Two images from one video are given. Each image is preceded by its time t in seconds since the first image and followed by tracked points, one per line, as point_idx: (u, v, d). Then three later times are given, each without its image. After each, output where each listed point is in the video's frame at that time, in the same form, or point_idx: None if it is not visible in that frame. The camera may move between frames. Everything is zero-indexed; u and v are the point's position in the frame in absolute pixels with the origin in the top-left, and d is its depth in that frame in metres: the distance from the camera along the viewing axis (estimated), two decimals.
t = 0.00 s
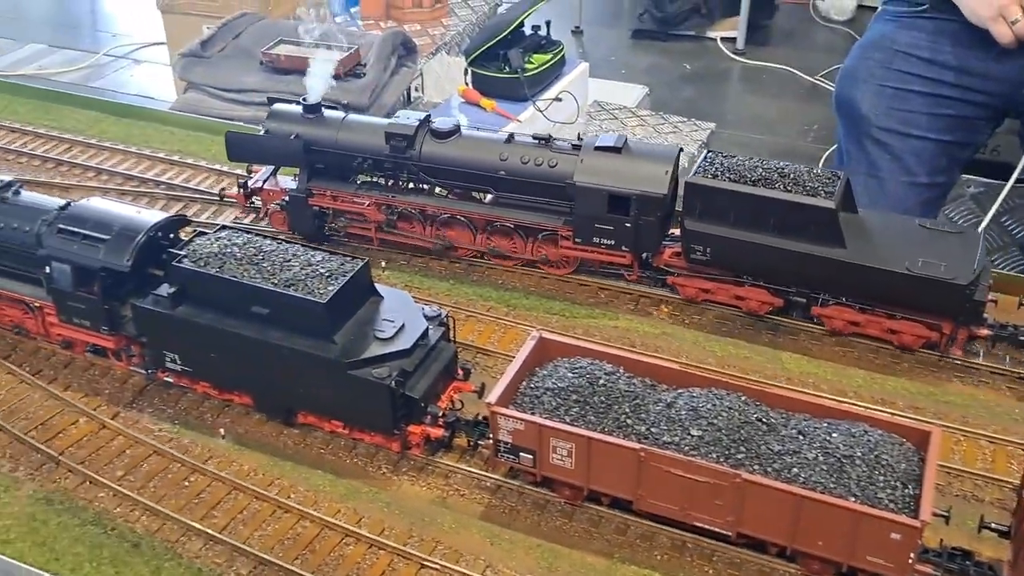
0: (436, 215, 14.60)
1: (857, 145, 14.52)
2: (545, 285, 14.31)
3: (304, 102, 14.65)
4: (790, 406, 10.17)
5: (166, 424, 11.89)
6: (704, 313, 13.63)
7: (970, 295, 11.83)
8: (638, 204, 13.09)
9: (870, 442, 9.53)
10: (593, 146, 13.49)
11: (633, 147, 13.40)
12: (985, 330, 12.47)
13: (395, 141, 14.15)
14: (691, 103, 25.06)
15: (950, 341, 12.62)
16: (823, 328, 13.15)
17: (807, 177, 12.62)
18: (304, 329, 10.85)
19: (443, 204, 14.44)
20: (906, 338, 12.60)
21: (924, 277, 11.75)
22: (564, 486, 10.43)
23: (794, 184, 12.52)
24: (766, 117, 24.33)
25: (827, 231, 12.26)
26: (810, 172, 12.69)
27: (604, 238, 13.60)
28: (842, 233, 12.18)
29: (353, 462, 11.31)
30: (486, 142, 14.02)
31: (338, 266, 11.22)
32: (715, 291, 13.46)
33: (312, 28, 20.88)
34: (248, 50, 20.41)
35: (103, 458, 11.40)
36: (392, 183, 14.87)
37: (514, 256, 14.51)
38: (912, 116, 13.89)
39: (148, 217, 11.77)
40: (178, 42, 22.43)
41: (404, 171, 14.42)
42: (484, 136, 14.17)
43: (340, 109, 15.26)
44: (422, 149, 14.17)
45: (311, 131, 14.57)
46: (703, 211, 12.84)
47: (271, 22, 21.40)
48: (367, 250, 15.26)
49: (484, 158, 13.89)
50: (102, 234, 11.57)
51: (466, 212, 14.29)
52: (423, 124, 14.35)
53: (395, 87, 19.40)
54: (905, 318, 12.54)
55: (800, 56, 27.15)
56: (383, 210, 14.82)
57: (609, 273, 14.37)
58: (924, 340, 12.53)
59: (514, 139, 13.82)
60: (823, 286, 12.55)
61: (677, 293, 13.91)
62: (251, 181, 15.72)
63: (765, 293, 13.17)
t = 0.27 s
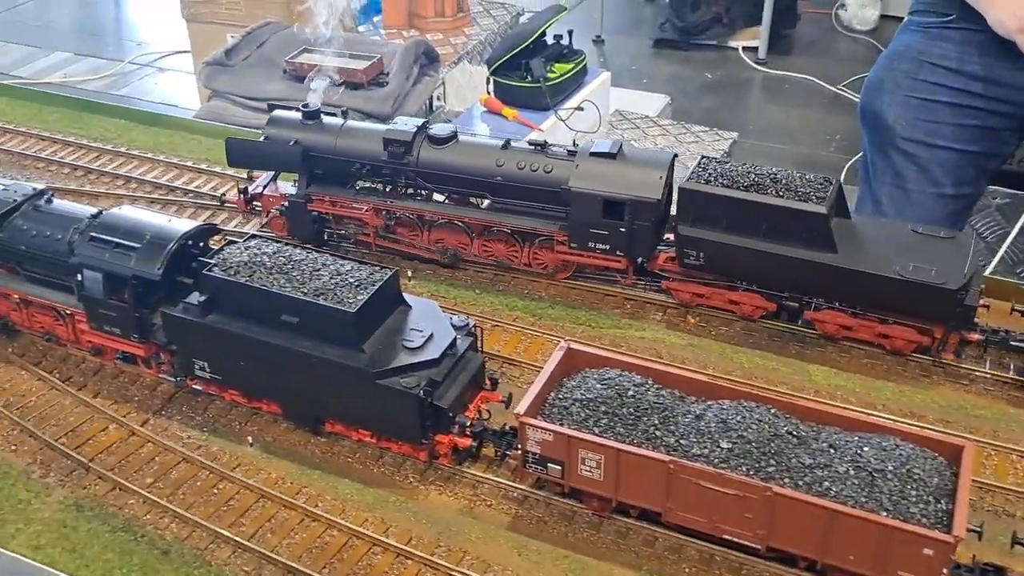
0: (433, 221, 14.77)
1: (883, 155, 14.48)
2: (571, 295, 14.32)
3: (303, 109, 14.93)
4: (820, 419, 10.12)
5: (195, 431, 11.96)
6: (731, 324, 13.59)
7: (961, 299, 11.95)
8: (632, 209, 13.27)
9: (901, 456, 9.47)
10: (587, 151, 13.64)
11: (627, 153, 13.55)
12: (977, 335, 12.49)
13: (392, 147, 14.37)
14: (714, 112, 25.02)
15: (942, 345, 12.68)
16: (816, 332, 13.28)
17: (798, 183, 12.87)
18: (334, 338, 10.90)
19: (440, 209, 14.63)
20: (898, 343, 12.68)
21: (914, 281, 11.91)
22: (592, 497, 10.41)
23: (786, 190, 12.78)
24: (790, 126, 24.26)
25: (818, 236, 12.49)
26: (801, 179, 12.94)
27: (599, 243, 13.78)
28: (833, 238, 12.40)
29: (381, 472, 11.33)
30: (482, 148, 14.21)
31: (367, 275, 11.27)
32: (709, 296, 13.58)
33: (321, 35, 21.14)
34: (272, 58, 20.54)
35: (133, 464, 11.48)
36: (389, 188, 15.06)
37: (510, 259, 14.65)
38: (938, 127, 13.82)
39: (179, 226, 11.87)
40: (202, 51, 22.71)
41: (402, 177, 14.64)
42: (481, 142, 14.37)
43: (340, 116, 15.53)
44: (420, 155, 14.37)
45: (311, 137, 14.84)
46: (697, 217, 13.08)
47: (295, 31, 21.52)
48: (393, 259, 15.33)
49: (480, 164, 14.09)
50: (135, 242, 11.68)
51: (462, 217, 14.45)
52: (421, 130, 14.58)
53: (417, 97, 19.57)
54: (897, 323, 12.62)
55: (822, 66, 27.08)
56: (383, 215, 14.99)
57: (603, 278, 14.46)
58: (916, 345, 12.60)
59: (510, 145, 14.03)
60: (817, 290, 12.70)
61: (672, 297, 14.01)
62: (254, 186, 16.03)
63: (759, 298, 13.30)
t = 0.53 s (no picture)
0: (426, 224, 14.94)
1: (906, 164, 14.42)
2: (595, 304, 14.31)
3: (298, 115, 15.15)
4: (849, 432, 10.05)
5: (220, 439, 11.99)
6: (756, 335, 13.54)
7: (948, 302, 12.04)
8: (622, 213, 13.46)
9: (932, 469, 9.39)
10: (578, 156, 13.86)
11: (618, 157, 13.76)
12: (963, 337, 12.50)
13: (385, 152, 14.52)
14: (733, 121, 24.96)
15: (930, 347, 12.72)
16: (806, 335, 13.37)
17: (787, 187, 13.01)
18: (359, 346, 10.91)
19: (432, 213, 14.80)
20: (886, 346, 12.73)
21: (900, 283, 12.04)
22: (617, 508, 10.37)
23: (774, 193, 12.91)
24: (810, 135, 24.16)
25: (806, 240, 12.62)
26: (790, 182, 13.08)
27: (591, 245, 13.91)
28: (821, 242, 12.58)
29: (406, 481, 11.32)
30: (473, 152, 14.37)
31: (393, 284, 11.28)
32: (700, 299, 13.70)
33: (325, 40, 21.21)
34: (294, 66, 21.07)
35: (159, 472, 11.52)
36: (381, 192, 15.23)
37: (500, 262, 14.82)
38: (962, 137, 13.76)
39: (205, 234, 11.92)
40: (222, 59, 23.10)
41: (394, 181, 14.81)
42: (472, 147, 14.53)
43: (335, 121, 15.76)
44: (412, 159, 14.55)
45: (305, 142, 15.06)
46: (687, 221, 13.26)
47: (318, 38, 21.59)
48: (416, 267, 15.37)
49: (471, 168, 14.24)
50: (162, 250, 11.73)
51: (454, 221, 14.60)
52: (413, 135, 14.74)
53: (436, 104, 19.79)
54: (885, 326, 12.67)
55: (842, 74, 26.99)
56: (376, 219, 15.15)
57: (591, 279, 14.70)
58: (905, 348, 12.65)
59: (501, 150, 14.19)
60: (806, 294, 12.84)
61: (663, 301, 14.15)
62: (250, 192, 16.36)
63: (748, 301, 13.41)
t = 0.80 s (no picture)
0: (419, 228, 15.07)
1: (929, 174, 14.37)
2: (618, 314, 14.28)
3: (292, 120, 15.25)
4: (878, 446, 10.00)
5: (244, 447, 12.01)
6: (781, 346, 13.48)
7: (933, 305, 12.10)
8: (612, 217, 13.59)
9: (963, 484, 9.32)
10: (568, 161, 13.99)
11: (607, 162, 13.90)
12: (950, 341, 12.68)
13: (378, 157, 14.70)
14: (752, 129, 24.89)
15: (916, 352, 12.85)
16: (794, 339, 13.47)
17: (775, 191, 13.06)
18: (385, 356, 10.92)
19: (425, 217, 14.93)
20: (873, 349, 12.83)
21: (887, 288, 12.09)
22: (643, 521, 10.33)
23: (762, 198, 12.95)
24: (830, 143, 24.05)
25: (794, 245, 12.66)
26: (778, 187, 13.13)
27: (580, 250, 14.04)
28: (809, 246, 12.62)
29: (430, 490, 11.31)
30: (465, 157, 14.53)
31: (419, 294, 11.29)
32: (689, 303, 13.79)
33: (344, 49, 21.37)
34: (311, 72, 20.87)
35: (184, 479, 11.55)
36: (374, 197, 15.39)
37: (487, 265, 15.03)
38: (986, 148, 13.73)
39: (232, 243, 11.98)
40: (241, 65, 23.24)
41: (387, 186, 14.96)
42: (464, 152, 14.69)
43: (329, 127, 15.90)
44: (405, 164, 14.73)
45: (299, 147, 15.21)
46: (675, 226, 13.30)
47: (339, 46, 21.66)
48: (440, 275, 15.40)
49: (463, 173, 14.40)
50: (189, 258, 11.79)
51: (447, 226, 14.74)
52: (406, 141, 14.89)
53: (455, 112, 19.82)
54: (871, 330, 12.77)
55: (861, 82, 26.87)
56: (370, 223, 15.27)
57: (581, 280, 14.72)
58: (891, 352, 12.75)
59: (493, 155, 14.33)
60: (793, 298, 12.88)
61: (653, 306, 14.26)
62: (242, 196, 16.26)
63: (737, 305, 13.48)
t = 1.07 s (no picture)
0: (414, 229, 15.36)
1: (951, 186, 14.58)
2: (642, 323, 14.27)
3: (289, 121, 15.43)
4: (907, 460, 9.96)
5: (269, 451, 12.04)
6: (806, 357, 13.44)
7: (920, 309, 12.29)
8: (604, 219, 13.78)
9: (994, 500, 9.27)
10: (561, 164, 14.17)
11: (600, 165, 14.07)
12: (936, 344, 12.67)
13: (374, 159, 14.91)
14: (772, 138, 24.84)
15: (903, 354, 12.98)
16: (783, 340, 13.61)
17: (765, 196, 13.29)
18: (411, 362, 10.94)
19: (420, 218, 15.20)
20: (860, 352, 12.98)
21: (875, 291, 12.28)
22: (669, 531, 10.31)
23: (752, 202, 13.18)
24: (851, 153, 23.96)
25: (783, 248, 12.87)
26: (768, 191, 13.35)
27: (573, 253, 14.23)
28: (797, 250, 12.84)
29: (454, 497, 11.31)
30: (460, 160, 14.71)
31: (445, 301, 11.31)
32: (679, 305, 13.97)
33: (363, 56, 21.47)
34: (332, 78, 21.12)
35: (209, 482, 11.59)
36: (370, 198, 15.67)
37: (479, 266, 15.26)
38: (1010, 160, 14.05)
39: (259, 247, 12.04)
40: (263, 68, 23.32)
41: (383, 187, 15.17)
42: (459, 155, 14.87)
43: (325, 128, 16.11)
44: (401, 165, 14.91)
45: (296, 148, 15.44)
46: (665, 228, 13.49)
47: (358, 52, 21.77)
48: (462, 282, 15.44)
49: (458, 175, 14.59)
50: (217, 262, 11.86)
51: (443, 228, 14.98)
52: (401, 143, 15.07)
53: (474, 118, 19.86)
54: (859, 332, 12.93)
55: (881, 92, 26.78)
56: (365, 224, 15.63)
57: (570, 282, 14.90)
58: (878, 355, 12.90)
59: (487, 158, 14.51)
60: (782, 301, 13.05)
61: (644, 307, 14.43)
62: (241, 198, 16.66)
63: (728, 308, 13.67)
